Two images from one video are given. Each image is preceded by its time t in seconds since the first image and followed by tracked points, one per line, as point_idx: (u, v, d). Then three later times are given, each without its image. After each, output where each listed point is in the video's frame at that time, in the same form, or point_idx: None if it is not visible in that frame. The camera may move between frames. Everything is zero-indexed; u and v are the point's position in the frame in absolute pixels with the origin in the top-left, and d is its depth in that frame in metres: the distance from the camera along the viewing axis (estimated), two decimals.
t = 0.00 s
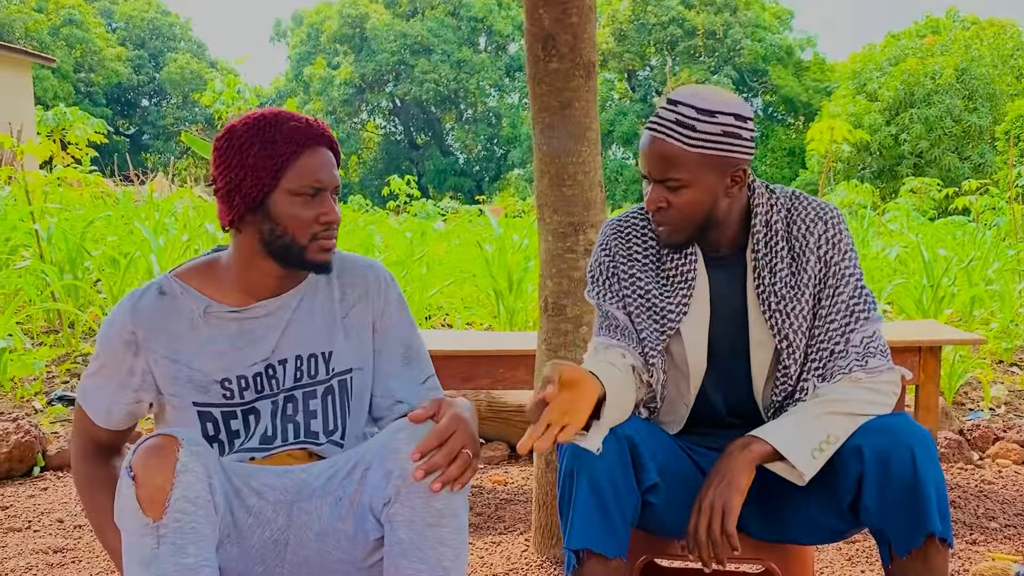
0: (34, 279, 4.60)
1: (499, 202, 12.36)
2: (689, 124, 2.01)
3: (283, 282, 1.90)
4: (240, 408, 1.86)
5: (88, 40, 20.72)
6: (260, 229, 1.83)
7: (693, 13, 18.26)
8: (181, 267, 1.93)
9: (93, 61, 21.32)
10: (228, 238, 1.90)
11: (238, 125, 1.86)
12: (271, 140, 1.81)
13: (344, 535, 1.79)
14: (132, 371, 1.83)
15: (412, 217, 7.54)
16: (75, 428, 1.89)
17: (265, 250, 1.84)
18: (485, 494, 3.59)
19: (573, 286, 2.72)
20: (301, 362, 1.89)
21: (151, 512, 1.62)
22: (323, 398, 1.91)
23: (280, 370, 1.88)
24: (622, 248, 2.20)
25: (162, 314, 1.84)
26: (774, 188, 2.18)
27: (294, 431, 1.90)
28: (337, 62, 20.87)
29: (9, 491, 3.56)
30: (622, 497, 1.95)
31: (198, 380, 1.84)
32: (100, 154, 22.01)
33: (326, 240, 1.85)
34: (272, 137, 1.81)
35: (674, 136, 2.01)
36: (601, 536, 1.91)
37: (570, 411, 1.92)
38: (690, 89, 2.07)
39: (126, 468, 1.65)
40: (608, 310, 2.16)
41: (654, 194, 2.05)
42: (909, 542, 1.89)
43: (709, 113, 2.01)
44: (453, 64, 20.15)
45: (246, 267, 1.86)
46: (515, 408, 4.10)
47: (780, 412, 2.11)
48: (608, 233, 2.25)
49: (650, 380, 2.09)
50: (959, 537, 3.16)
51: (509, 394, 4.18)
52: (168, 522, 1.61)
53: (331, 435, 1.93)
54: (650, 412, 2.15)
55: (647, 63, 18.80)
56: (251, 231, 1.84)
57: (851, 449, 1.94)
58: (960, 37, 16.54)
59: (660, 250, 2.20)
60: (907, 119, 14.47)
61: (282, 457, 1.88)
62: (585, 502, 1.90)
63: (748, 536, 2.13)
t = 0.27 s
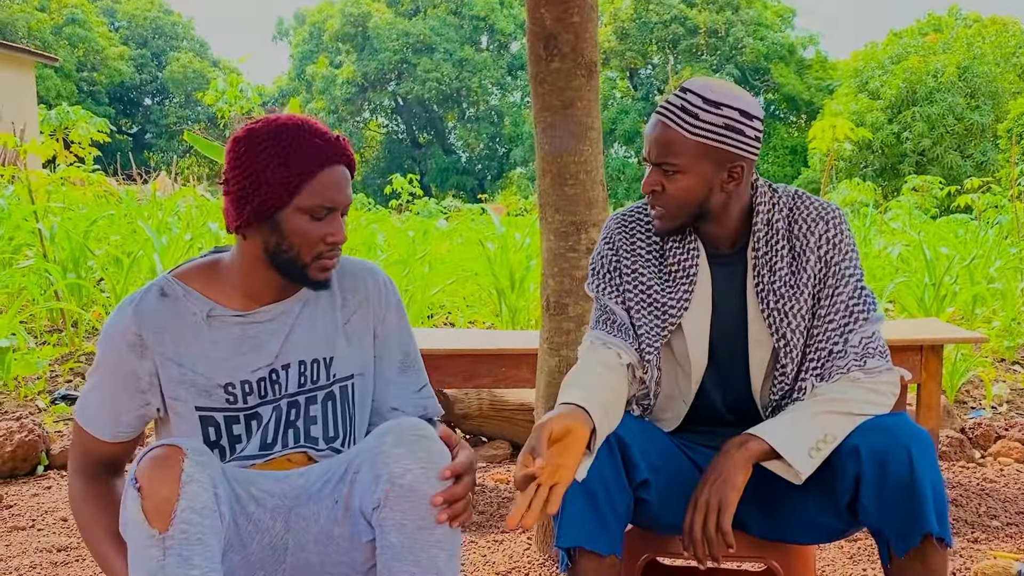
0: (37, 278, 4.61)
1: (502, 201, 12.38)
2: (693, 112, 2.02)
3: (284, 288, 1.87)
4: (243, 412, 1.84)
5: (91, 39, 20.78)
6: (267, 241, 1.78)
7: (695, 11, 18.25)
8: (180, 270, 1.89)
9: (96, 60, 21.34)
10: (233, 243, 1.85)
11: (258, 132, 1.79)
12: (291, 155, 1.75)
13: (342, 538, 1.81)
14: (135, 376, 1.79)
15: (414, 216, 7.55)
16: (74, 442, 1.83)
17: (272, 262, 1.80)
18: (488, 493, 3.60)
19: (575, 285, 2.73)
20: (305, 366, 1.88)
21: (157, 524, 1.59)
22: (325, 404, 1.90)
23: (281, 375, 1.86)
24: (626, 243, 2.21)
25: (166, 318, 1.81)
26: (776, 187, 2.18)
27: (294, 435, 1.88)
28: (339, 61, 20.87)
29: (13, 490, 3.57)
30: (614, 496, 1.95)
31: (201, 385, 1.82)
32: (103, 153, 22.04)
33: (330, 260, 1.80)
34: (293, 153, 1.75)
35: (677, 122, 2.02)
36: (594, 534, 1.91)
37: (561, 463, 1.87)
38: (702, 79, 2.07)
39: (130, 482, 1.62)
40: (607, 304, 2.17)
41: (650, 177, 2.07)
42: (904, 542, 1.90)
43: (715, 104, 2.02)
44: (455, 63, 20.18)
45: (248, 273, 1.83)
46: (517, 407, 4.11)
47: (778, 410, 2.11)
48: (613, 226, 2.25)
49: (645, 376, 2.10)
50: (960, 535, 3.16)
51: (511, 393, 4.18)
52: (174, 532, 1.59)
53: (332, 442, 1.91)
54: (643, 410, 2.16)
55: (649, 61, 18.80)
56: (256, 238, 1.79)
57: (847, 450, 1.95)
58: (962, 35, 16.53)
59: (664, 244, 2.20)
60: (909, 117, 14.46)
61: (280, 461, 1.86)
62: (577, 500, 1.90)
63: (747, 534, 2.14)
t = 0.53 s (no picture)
0: (39, 279, 4.63)
1: (503, 201, 12.39)
2: (692, 115, 2.02)
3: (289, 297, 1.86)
4: (241, 420, 1.84)
5: (93, 39, 20.86)
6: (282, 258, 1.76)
7: (697, 11, 18.24)
8: (186, 273, 1.88)
9: (97, 60, 21.37)
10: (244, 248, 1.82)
11: (288, 149, 1.73)
12: (321, 184, 1.71)
13: (337, 540, 1.80)
14: (134, 378, 1.78)
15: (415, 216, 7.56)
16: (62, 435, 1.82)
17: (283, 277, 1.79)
18: (489, 493, 3.61)
19: (574, 286, 2.73)
20: (306, 378, 1.88)
21: (144, 529, 1.61)
22: (324, 413, 1.91)
23: (284, 388, 1.86)
24: (625, 247, 2.22)
25: (168, 322, 1.80)
26: (774, 190, 2.19)
27: (292, 442, 1.89)
28: (340, 61, 20.88)
29: (15, 491, 3.58)
30: (616, 498, 1.95)
31: (201, 391, 1.81)
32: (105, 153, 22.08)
33: (340, 285, 1.80)
34: (323, 181, 1.71)
35: (677, 125, 2.03)
36: (595, 534, 1.91)
37: (571, 446, 1.89)
38: (703, 82, 2.08)
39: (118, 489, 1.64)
40: (607, 308, 2.17)
41: (650, 180, 2.07)
42: (905, 541, 1.90)
43: (713, 107, 2.03)
44: (457, 63, 20.19)
45: (255, 282, 1.81)
46: (517, 407, 4.12)
47: (777, 411, 2.12)
48: (611, 230, 2.25)
49: (647, 379, 2.11)
50: (960, 535, 3.17)
51: (511, 393, 4.19)
52: (161, 537, 1.60)
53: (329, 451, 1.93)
54: (645, 411, 2.18)
55: (651, 61, 18.82)
56: (271, 253, 1.76)
57: (847, 452, 1.95)
58: (963, 34, 16.52)
59: (663, 248, 2.20)
60: (911, 116, 14.45)
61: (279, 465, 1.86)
62: (577, 500, 1.91)
63: (749, 534, 2.14)
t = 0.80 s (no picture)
0: (40, 280, 4.63)
1: (504, 201, 12.38)
2: (690, 118, 2.02)
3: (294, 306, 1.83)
4: (241, 426, 1.83)
5: (94, 40, 20.90)
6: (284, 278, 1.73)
7: (698, 11, 18.24)
8: (197, 273, 1.87)
9: (99, 61, 21.38)
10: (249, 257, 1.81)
11: (304, 171, 1.69)
12: (327, 213, 1.66)
13: (336, 541, 1.80)
14: (136, 376, 1.79)
15: (415, 216, 7.55)
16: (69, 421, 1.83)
17: (282, 292, 1.76)
18: (489, 494, 3.61)
19: (575, 286, 2.73)
20: (310, 388, 1.86)
21: (135, 531, 1.61)
22: (325, 421, 1.89)
23: (285, 398, 1.84)
24: (627, 248, 2.21)
25: (173, 324, 1.79)
26: (774, 191, 2.19)
27: (292, 446, 1.88)
28: (342, 61, 20.89)
29: (17, 491, 3.59)
30: (621, 499, 1.95)
31: (203, 395, 1.81)
32: (106, 154, 22.09)
33: (343, 310, 1.78)
34: (331, 209, 1.66)
35: (676, 128, 2.03)
36: (599, 535, 1.91)
37: (590, 440, 1.91)
38: (702, 84, 2.08)
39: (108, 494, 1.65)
40: (611, 310, 2.17)
41: (651, 184, 2.07)
42: (907, 541, 1.90)
43: (711, 109, 2.03)
44: (458, 63, 20.21)
45: (261, 293, 1.78)
46: (518, 408, 4.11)
47: (780, 412, 2.12)
48: (612, 233, 2.26)
49: (653, 381, 2.11)
50: (961, 536, 3.16)
51: (512, 393, 4.19)
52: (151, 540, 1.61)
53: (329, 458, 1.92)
54: (650, 413, 2.18)
55: (652, 61, 18.84)
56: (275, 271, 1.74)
57: (849, 451, 1.95)
58: (964, 33, 16.52)
59: (666, 250, 2.20)
60: (912, 116, 14.43)
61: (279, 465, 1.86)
62: (582, 500, 1.91)
63: (749, 535, 2.14)
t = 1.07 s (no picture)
0: (40, 281, 4.63)
1: (504, 201, 12.38)
2: (689, 120, 2.02)
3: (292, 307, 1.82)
4: (246, 423, 1.84)
5: (94, 41, 20.92)
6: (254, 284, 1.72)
7: (698, 10, 18.23)
8: (204, 273, 1.87)
9: (99, 62, 21.40)
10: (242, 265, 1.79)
11: (266, 183, 1.65)
12: (273, 231, 1.61)
13: (331, 541, 1.78)
14: (143, 376, 1.81)
15: (415, 217, 7.56)
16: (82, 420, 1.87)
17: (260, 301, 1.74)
18: (489, 494, 3.60)
19: (574, 287, 2.73)
20: (315, 388, 1.86)
21: (133, 507, 1.62)
22: (328, 418, 1.89)
23: (289, 397, 1.84)
24: (626, 249, 2.21)
25: (177, 324, 1.80)
26: (774, 191, 2.19)
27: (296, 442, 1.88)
28: (342, 62, 20.89)
29: (17, 493, 3.59)
30: (621, 501, 1.95)
31: (208, 393, 1.82)
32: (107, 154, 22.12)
33: (308, 323, 1.73)
34: (278, 227, 1.61)
35: (674, 130, 2.02)
36: (600, 536, 1.91)
37: (594, 440, 1.89)
38: (700, 87, 2.08)
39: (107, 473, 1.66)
40: (610, 310, 2.17)
41: (650, 186, 2.07)
42: (907, 541, 1.89)
43: (711, 110, 2.03)
44: (459, 63, 20.21)
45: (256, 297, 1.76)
46: (518, 408, 4.12)
47: (779, 413, 2.12)
48: (611, 233, 2.25)
49: (652, 382, 2.11)
50: (961, 536, 3.16)
51: (512, 394, 4.19)
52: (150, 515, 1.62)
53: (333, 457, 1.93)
54: (650, 413, 2.17)
55: (652, 61, 18.86)
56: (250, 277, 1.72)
57: (849, 451, 1.95)
58: (965, 33, 16.51)
59: (665, 251, 2.20)
60: (913, 115, 14.43)
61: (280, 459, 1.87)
62: (582, 502, 1.91)
63: (748, 534, 2.14)
